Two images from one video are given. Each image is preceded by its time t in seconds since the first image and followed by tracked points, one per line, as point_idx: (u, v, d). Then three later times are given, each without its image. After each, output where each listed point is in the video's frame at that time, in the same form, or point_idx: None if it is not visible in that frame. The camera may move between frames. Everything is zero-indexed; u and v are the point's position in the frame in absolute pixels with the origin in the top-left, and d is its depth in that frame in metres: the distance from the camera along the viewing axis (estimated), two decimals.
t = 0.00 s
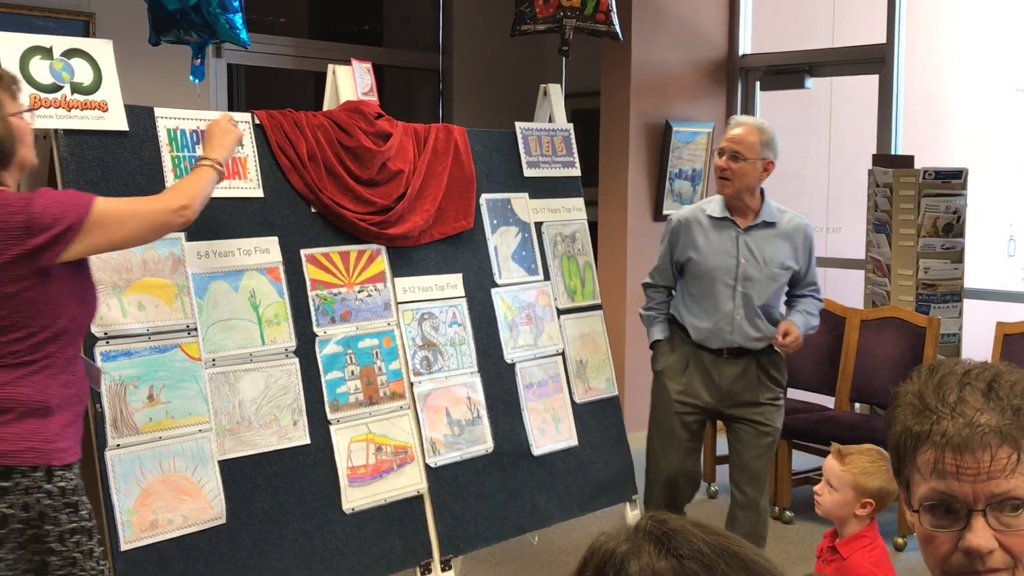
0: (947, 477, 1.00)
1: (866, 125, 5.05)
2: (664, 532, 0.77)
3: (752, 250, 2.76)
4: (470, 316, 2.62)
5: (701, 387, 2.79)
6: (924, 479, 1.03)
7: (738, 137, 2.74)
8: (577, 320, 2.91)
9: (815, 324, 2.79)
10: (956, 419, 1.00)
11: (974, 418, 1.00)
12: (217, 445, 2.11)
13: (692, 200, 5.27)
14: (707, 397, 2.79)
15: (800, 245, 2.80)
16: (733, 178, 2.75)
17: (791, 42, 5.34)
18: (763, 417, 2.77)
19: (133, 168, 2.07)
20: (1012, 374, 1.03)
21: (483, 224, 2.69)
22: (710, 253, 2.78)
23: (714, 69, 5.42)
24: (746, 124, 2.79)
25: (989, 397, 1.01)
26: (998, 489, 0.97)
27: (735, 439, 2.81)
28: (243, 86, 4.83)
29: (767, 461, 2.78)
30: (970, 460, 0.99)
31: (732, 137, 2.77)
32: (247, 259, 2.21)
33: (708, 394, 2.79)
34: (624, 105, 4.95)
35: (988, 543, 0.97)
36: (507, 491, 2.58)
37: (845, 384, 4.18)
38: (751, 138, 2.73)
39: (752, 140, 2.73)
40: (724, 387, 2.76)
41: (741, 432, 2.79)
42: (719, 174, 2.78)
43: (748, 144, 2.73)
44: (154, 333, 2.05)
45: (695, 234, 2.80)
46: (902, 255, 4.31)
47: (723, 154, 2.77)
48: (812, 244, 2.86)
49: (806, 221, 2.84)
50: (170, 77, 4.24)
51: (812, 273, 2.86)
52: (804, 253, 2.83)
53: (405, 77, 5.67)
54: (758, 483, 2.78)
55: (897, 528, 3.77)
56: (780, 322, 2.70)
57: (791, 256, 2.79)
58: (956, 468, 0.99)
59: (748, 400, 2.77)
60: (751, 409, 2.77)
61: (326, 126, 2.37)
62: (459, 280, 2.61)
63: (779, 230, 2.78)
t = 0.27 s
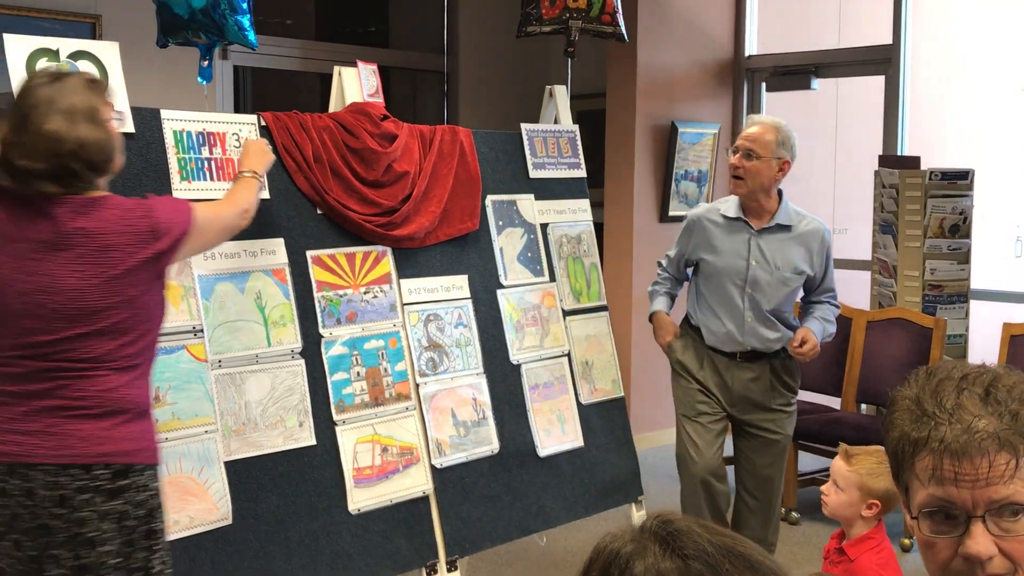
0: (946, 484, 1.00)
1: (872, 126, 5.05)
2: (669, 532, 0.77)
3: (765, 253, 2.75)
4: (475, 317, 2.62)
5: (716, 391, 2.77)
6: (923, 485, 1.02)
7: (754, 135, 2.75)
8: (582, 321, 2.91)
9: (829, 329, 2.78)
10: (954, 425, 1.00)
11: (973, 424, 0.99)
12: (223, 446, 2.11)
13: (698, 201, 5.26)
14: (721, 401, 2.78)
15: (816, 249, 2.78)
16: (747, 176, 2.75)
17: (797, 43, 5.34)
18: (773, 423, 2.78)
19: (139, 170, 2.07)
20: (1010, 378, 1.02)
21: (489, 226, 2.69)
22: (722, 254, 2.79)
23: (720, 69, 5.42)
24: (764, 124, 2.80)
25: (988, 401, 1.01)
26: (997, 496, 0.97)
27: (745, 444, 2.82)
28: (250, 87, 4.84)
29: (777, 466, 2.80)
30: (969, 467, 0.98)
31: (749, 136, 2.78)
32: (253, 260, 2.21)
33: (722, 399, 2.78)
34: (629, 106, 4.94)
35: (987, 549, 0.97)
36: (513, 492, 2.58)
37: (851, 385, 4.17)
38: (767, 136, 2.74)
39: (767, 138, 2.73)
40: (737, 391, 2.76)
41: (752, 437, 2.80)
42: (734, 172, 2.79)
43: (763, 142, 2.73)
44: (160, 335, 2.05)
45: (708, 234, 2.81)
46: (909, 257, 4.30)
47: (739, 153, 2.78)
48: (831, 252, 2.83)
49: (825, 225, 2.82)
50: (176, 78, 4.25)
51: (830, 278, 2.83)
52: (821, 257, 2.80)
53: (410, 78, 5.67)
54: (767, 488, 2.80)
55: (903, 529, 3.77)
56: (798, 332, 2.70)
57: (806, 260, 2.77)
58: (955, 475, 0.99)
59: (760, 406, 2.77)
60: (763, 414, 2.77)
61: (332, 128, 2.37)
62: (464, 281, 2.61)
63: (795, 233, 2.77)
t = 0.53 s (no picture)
0: (951, 487, 1.00)
1: (876, 129, 5.05)
2: (674, 534, 0.77)
3: (761, 255, 2.76)
4: (479, 319, 2.62)
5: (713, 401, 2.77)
6: (928, 488, 1.02)
7: (745, 136, 2.77)
8: (586, 323, 2.91)
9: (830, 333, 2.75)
10: (958, 428, 1.00)
11: (978, 428, 0.99)
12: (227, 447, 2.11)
13: (701, 203, 5.26)
14: (719, 410, 2.77)
15: (814, 252, 2.77)
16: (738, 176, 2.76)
17: (800, 45, 5.34)
18: (773, 434, 2.75)
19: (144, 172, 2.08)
20: (1015, 381, 1.02)
21: (492, 227, 2.69)
22: (719, 257, 2.80)
23: (724, 71, 5.42)
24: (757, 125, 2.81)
25: (993, 404, 1.01)
26: (1002, 498, 0.97)
27: (746, 454, 2.81)
28: (254, 89, 4.85)
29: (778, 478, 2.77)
30: (974, 470, 0.98)
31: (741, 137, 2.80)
32: (257, 262, 2.22)
33: (718, 410, 2.77)
34: (632, 108, 4.95)
35: (992, 553, 0.96)
36: (516, 494, 2.58)
37: (855, 387, 4.17)
38: (759, 137, 2.75)
39: (758, 138, 2.74)
40: (734, 401, 2.75)
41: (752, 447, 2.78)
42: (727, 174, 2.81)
43: (753, 143, 2.74)
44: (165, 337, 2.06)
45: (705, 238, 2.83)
46: (913, 258, 4.29)
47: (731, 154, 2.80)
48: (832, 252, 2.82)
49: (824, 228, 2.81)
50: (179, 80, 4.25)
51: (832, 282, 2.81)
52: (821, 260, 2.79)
53: (414, 80, 5.68)
54: (770, 499, 2.78)
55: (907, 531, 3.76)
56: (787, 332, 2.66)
57: (804, 263, 2.77)
58: (961, 479, 0.99)
59: (758, 417, 2.75)
60: (762, 425, 2.75)
61: (336, 130, 2.37)
62: (468, 283, 2.61)
63: (792, 236, 2.77)
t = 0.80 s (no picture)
0: (950, 487, 1.00)
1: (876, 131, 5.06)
2: (677, 536, 0.77)
3: (730, 260, 2.72)
4: (480, 321, 2.62)
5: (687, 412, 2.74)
6: (929, 488, 1.02)
7: (712, 137, 2.74)
8: (587, 325, 2.91)
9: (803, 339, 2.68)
10: (958, 428, 1.00)
11: (978, 428, 0.99)
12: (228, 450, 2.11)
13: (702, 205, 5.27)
14: (692, 423, 2.73)
15: (786, 256, 2.71)
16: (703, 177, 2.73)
17: (801, 47, 5.34)
18: (749, 445, 2.69)
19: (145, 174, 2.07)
20: (1016, 382, 1.02)
21: (493, 230, 2.69)
22: (687, 262, 2.77)
23: (724, 73, 5.43)
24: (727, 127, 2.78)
25: (993, 405, 1.01)
26: (1002, 499, 0.97)
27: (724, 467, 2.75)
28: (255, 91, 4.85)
29: (758, 490, 2.70)
30: (973, 471, 0.98)
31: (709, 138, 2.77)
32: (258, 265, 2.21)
33: (692, 421, 2.73)
34: (633, 110, 4.95)
35: (992, 553, 0.96)
36: (517, 496, 2.58)
37: (856, 389, 4.17)
38: (726, 138, 2.72)
39: (724, 139, 2.71)
40: (706, 412, 2.70)
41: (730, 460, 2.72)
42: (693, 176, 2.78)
43: (720, 144, 2.72)
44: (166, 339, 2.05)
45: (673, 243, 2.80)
46: (914, 260, 4.29)
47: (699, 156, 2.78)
48: (806, 257, 2.74)
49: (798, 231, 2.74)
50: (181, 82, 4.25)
51: (807, 287, 2.74)
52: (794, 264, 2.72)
53: (414, 82, 5.68)
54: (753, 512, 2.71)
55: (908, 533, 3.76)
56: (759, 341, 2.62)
57: (776, 267, 2.70)
58: (961, 479, 0.99)
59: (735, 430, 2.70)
60: (737, 437, 2.69)
61: (336, 132, 2.37)
62: (469, 285, 2.61)
63: (762, 240, 2.71)
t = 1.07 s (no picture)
0: (940, 491, 1.00)
1: (874, 134, 5.07)
2: (676, 539, 0.77)
3: (695, 264, 2.71)
4: (479, 324, 2.62)
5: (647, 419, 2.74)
6: (921, 493, 1.02)
7: (686, 138, 2.72)
8: (586, 328, 2.91)
9: (767, 350, 2.65)
10: (948, 433, 1.00)
11: (967, 433, 0.99)
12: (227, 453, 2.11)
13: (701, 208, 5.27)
14: (652, 430, 2.73)
15: (755, 264, 2.67)
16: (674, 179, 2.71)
17: (799, 50, 5.35)
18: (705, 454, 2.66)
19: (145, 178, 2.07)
20: (1008, 387, 1.02)
21: (493, 233, 2.70)
22: (653, 263, 2.77)
23: (723, 77, 5.44)
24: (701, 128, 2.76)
25: (983, 410, 1.01)
26: (992, 503, 0.97)
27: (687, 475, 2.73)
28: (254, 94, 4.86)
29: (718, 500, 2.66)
30: (960, 474, 0.98)
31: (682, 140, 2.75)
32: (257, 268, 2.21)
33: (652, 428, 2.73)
34: (632, 112, 4.96)
35: (983, 556, 0.96)
36: (516, 499, 2.58)
37: (855, 392, 4.17)
38: (700, 140, 2.70)
39: (698, 141, 2.70)
40: (664, 418, 2.70)
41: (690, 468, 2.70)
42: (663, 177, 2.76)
43: (693, 145, 2.70)
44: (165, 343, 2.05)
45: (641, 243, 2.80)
46: (912, 263, 4.29)
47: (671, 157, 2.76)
48: (777, 266, 2.70)
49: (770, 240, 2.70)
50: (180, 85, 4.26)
51: (776, 297, 2.70)
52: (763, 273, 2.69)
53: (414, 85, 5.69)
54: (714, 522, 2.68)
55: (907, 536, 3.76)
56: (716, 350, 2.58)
57: (743, 276, 2.67)
58: (950, 482, 0.99)
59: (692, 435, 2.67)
60: (695, 445, 2.66)
61: (335, 135, 2.37)
62: (468, 289, 2.61)
63: (731, 247, 2.69)
